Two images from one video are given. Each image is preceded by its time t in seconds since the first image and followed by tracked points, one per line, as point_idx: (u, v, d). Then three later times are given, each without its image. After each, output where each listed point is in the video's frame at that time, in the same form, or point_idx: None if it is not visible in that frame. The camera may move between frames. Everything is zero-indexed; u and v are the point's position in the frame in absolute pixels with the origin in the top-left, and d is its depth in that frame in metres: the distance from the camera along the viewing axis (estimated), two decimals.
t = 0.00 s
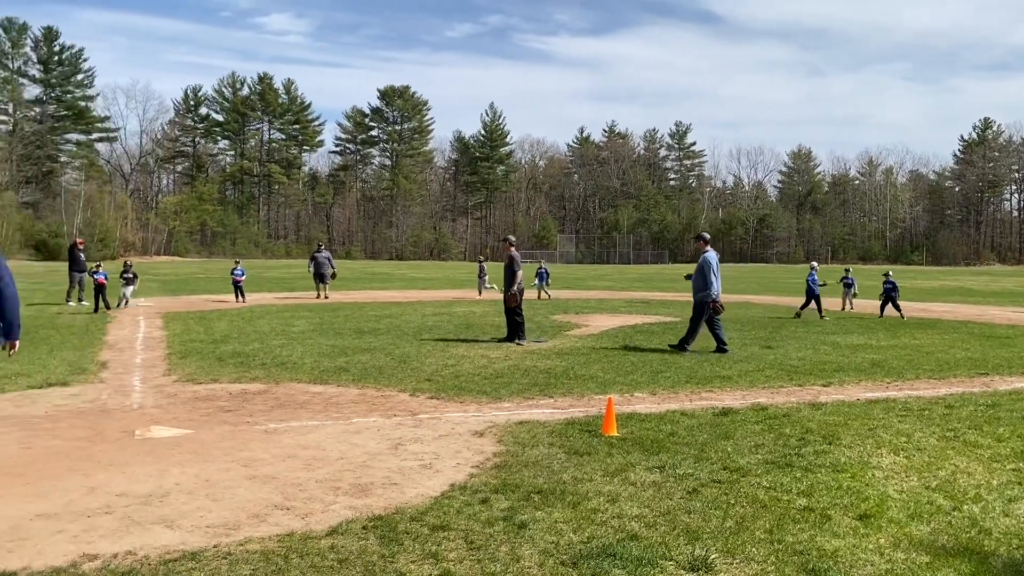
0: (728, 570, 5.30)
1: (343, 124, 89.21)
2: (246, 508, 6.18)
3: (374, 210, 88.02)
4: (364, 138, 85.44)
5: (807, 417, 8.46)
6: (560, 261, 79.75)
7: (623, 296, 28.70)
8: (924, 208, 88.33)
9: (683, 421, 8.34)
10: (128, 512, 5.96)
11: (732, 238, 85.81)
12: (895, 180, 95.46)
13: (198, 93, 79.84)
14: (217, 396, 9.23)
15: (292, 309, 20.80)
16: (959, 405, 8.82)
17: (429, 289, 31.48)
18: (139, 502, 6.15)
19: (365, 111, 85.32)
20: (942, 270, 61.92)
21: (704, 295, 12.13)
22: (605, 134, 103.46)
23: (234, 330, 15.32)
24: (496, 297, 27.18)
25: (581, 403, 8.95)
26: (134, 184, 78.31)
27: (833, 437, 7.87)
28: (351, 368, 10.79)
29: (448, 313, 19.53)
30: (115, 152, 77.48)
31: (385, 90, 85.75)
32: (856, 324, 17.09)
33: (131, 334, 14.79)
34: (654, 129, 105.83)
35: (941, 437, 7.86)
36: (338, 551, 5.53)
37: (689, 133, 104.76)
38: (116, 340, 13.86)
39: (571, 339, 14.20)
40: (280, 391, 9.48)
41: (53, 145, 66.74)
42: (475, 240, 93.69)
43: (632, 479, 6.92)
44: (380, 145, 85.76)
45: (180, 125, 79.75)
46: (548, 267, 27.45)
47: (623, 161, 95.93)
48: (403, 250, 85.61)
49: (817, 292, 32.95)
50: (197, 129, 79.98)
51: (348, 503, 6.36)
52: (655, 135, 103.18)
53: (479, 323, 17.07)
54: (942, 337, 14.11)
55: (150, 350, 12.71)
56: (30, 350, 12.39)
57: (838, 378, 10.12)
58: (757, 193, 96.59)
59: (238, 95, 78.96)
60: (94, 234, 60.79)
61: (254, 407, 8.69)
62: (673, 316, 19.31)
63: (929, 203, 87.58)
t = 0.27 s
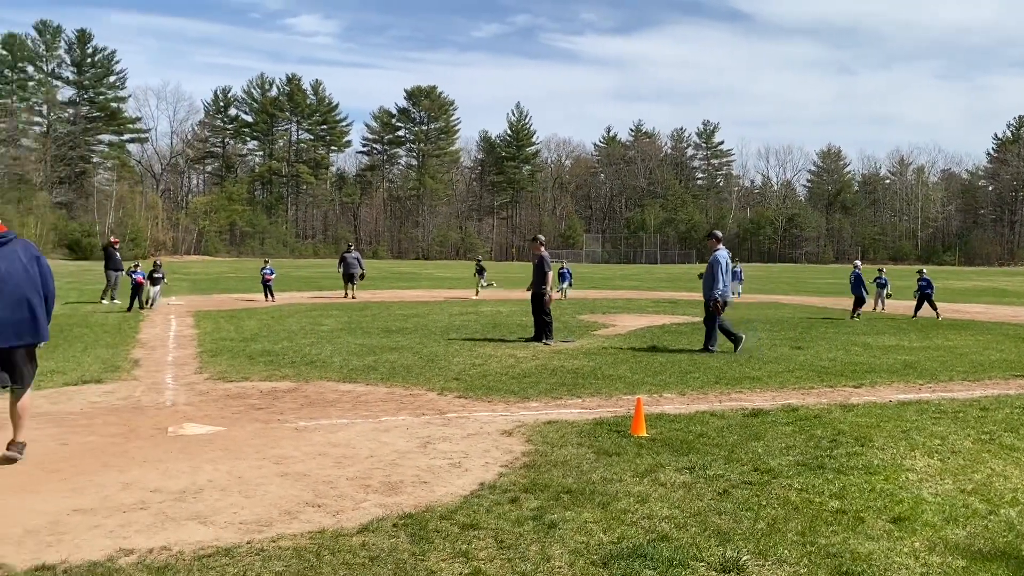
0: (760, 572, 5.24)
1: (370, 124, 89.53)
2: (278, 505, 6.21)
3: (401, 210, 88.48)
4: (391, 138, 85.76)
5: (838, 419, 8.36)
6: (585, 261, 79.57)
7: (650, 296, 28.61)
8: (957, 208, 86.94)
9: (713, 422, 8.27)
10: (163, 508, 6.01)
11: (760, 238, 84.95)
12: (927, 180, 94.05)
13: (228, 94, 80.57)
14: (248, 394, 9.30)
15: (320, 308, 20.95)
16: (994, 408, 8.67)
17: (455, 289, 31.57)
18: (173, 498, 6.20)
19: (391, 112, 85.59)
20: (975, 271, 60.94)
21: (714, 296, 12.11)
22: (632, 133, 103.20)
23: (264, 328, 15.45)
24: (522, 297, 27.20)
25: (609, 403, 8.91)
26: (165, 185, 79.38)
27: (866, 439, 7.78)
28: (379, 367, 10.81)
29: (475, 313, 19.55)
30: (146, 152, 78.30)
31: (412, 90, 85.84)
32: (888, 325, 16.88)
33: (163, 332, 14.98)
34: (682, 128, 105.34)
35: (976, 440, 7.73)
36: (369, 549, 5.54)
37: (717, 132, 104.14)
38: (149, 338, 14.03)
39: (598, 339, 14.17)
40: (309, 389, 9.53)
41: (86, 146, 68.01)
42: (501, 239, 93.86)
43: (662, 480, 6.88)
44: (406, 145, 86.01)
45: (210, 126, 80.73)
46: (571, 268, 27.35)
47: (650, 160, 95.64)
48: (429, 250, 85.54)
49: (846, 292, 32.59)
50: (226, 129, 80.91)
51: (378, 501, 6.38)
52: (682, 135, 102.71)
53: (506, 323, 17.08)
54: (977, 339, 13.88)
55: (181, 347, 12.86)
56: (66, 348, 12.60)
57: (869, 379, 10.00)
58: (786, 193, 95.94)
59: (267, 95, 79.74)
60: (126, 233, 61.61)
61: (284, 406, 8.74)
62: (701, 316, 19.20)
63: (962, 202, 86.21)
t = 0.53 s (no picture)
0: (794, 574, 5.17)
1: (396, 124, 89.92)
2: (309, 502, 6.23)
3: (427, 210, 88.94)
4: (417, 138, 86.12)
5: (869, 420, 8.28)
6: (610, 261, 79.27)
7: (677, 296, 28.50)
8: (990, 207, 85.62)
9: (743, 423, 8.21)
10: (195, 505, 6.05)
11: (789, 238, 83.83)
12: (959, 178, 92.76)
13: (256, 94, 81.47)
14: (278, 391, 9.36)
15: (347, 307, 21.07)
16: None
17: (480, 289, 31.63)
18: (206, 494, 6.24)
19: (418, 111, 85.96)
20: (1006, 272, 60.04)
21: (727, 294, 12.10)
22: (658, 132, 103.06)
23: (293, 327, 15.54)
24: (547, 296, 27.20)
25: (638, 403, 8.88)
26: (195, 184, 80.25)
27: (899, 440, 7.68)
28: (407, 366, 10.83)
29: (501, 312, 19.55)
30: (176, 153, 79.23)
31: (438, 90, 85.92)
32: (919, 325, 16.68)
33: (194, 330, 15.14)
34: (709, 127, 105.01)
35: (1012, 442, 7.60)
36: (399, 546, 5.54)
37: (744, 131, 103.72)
38: (179, 336, 14.15)
39: (625, 338, 14.13)
40: (338, 387, 9.56)
41: (117, 146, 69.09)
42: (527, 238, 93.74)
43: (692, 480, 6.82)
44: (433, 145, 86.35)
45: (239, 126, 81.44)
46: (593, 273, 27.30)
47: (676, 159, 95.45)
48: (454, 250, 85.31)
49: (876, 293, 32.23)
50: (255, 130, 81.55)
51: (408, 499, 6.38)
52: (709, 134, 102.41)
53: (532, 322, 17.08)
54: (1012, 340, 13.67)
55: (212, 345, 12.99)
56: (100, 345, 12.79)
57: (901, 380, 9.88)
58: (814, 191, 95.41)
59: (295, 96, 80.36)
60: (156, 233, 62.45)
61: (313, 403, 8.78)
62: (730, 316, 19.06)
63: (995, 201, 84.92)
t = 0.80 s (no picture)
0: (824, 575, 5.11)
1: (422, 123, 90.13)
2: (337, 499, 6.26)
3: (452, 209, 88.99)
4: (443, 137, 86.32)
5: (901, 421, 8.17)
6: (634, 260, 78.96)
7: (703, 295, 28.35)
8: None
9: (772, 424, 8.14)
10: (225, 500, 6.10)
11: (817, 237, 82.99)
12: (992, 177, 91.15)
13: (284, 95, 82.12)
14: (306, 388, 9.43)
15: (373, 305, 21.18)
16: None
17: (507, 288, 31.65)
18: (236, 491, 6.29)
19: (443, 111, 86.11)
20: None
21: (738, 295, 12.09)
22: (685, 131, 102.56)
23: (320, 325, 15.64)
24: (573, 295, 27.15)
25: (664, 402, 8.83)
26: (223, 184, 81.05)
27: (931, 442, 7.57)
28: (433, 364, 10.86)
29: (527, 311, 19.55)
30: (205, 153, 80.14)
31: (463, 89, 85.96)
32: (951, 326, 16.45)
33: (223, 328, 15.31)
34: (736, 125, 104.33)
35: None
36: (427, 544, 5.54)
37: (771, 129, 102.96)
38: (209, 334, 14.31)
39: (651, 338, 14.07)
40: (365, 385, 9.62)
41: (147, 147, 70.03)
42: (552, 238, 93.56)
43: (720, 481, 6.78)
44: (458, 144, 86.41)
45: (266, 126, 81.87)
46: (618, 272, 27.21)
47: (703, 158, 94.97)
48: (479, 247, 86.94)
49: (906, 293, 31.80)
50: (282, 129, 81.85)
51: (435, 497, 6.38)
52: (737, 132, 101.82)
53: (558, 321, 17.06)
54: None
55: (241, 343, 13.10)
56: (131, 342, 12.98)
57: (932, 381, 9.74)
58: (843, 190, 94.65)
59: (322, 95, 80.81)
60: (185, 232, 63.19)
61: (341, 401, 8.82)
62: (757, 316, 18.91)
63: None
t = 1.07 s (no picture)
0: None
1: (445, 122, 90.22)
2: (364, 496, 6.29)
3: (476, 207, 89.27)
4: (467, 136, 86.30)
5: (931, 422, 8.06)
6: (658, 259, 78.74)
7: (729, 294, 28.17)
8: None
9: (800, 424, 8.07)
10: (254, 496, 6.15)
11: (844, 236, 82.65)
12: None
13: (310, 94, 82.57)
14: (332, 386, 9.49)
15: (399, 304, 21.27)
16: None
17: (531, 287, 31.63)
18: (263, 487, 6.35)
19: (467, 110, 86.08)
20: None
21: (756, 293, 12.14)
22: (710, 128, 101.91)
23: (345, 323, 15.73)
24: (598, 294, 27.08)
25: (690, 402, 8.79)
26: (250, 182, 81.75)
27: (962, 444, 7.45)
28: (458, 362, 10.89)
29: (552, 310, 19.53)
30: (232, 152, 80.84)
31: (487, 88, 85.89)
32: (982, 326, 16.20)
33: (250, 325, 15.46)
34: (762, 123, 103.50)
35: None
36: (453, 542, 5.54)
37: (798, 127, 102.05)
38: (236, 331, 14.44)
39: (676, 338, 14.01)
40: (390, 382, 9.66)
41: (176, 146, 70.76)
42: (575, 237, 93.59)
43: (747, 481, 6.72)
44: (482, 143, 86.17)
45: (293, 125, 82.29)
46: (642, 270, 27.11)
47: (729, 156, 94.32)
48: (503, 246, 87.18)
49: (936, 292, 31.35)
50: (308, 129, 82.05)
51: (461, 495, 6.39)
52: (763, 130, 101.06)
53: (583, 320, 17.02)
54: None
55: (268, 340, 13.21)
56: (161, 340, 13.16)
57: (963, 382, 9.60)
58: (871, 189, 93.73)
59: (347, 95, 81.13)
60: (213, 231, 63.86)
61: (367, 398, 8.87)
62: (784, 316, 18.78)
63: None
